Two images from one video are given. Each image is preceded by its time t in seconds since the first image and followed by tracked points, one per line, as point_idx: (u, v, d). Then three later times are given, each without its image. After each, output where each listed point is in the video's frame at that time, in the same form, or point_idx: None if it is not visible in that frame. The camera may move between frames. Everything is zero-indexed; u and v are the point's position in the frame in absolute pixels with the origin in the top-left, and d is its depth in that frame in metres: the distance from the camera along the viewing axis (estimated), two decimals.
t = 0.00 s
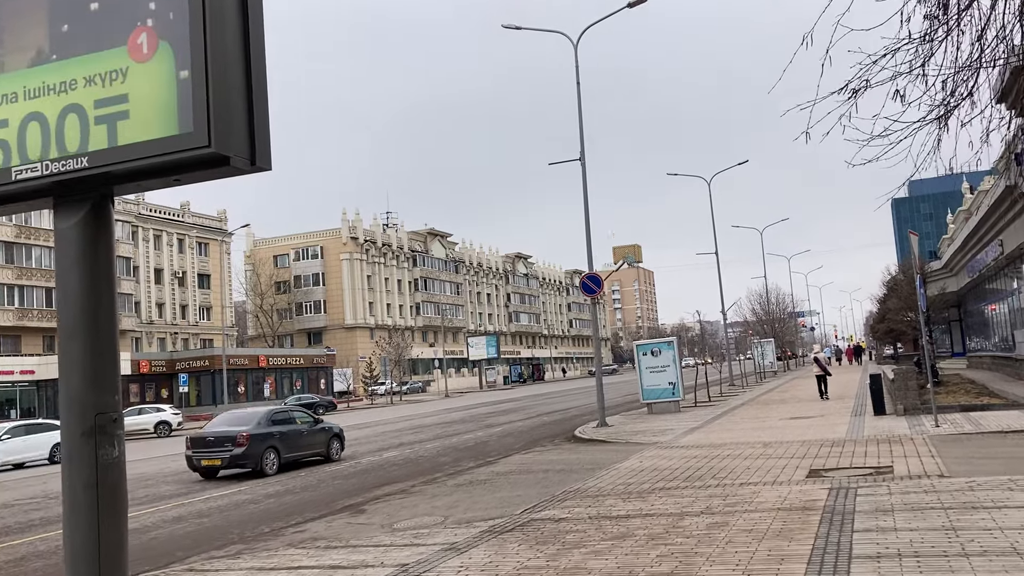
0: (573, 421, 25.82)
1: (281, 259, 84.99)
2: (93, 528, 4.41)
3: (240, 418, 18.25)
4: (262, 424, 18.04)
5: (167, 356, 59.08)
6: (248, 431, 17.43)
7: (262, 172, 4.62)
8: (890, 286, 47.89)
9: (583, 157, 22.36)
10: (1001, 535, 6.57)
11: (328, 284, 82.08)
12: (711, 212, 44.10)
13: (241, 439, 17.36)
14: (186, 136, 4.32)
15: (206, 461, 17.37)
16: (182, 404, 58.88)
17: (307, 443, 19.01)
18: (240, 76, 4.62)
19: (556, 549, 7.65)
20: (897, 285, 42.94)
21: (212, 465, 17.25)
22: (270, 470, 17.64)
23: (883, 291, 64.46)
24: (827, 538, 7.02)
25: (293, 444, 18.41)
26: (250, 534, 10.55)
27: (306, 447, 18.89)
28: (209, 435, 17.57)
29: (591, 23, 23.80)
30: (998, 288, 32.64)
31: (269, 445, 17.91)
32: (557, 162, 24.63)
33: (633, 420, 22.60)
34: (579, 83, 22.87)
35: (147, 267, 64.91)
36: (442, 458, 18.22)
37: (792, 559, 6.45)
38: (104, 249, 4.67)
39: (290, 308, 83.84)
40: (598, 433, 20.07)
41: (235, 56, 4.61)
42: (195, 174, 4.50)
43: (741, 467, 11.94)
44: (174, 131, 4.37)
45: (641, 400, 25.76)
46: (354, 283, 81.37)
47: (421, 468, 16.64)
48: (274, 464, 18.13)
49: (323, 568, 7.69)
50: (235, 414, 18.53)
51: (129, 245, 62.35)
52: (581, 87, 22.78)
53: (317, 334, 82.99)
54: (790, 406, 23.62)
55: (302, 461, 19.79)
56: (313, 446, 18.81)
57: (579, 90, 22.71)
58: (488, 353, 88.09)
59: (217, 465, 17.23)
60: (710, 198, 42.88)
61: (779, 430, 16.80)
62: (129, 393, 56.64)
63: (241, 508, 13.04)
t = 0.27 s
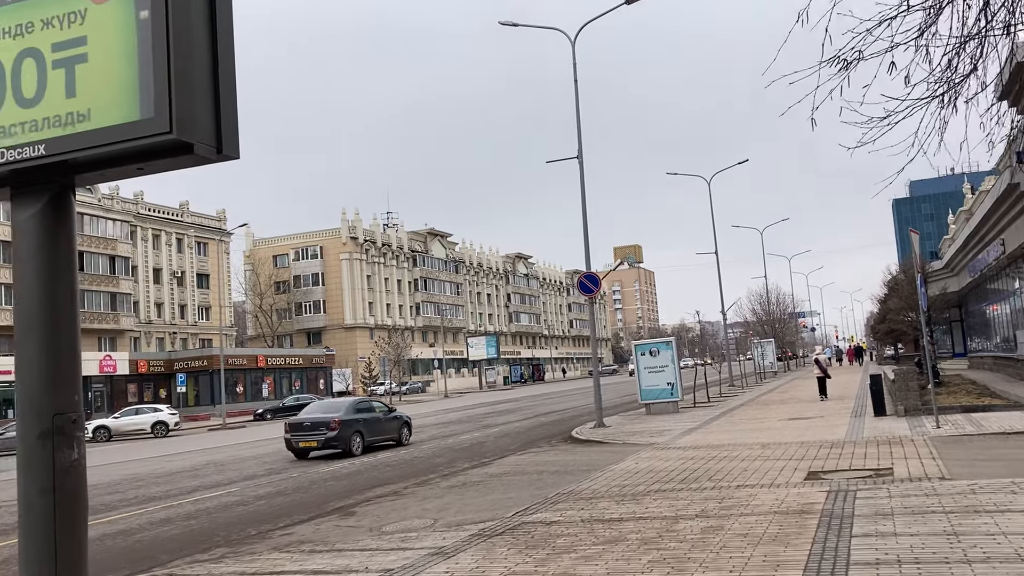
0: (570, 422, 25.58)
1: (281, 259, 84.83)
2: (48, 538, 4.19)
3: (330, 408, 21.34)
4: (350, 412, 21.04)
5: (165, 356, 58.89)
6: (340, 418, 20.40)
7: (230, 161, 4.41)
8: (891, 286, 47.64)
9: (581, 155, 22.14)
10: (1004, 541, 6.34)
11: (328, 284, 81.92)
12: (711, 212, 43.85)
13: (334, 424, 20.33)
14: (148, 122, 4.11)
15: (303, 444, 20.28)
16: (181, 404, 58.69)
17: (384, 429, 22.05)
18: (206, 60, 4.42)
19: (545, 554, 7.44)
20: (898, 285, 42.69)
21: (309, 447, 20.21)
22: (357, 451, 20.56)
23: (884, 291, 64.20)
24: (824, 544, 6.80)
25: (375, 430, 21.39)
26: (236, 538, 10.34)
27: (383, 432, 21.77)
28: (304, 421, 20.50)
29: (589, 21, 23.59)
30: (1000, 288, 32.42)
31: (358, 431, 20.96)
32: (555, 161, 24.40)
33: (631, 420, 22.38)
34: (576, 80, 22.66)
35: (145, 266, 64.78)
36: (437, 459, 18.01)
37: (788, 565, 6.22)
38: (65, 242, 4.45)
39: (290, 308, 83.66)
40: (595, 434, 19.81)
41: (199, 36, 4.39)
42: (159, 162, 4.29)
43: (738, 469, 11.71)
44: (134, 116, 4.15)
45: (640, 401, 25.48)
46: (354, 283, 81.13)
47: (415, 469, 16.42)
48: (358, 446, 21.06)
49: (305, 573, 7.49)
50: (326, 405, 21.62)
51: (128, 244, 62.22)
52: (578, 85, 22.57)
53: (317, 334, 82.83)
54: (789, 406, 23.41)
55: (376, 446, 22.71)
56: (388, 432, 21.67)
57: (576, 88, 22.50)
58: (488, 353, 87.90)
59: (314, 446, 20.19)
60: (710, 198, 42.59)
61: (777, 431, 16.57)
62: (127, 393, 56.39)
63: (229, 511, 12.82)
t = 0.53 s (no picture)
0: (568, 422, 25.36)
1: (280, 258, 84.60)
2: None
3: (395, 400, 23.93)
4: (415, 403, 23.67)
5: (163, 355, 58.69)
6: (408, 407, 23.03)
7: (192, 149, 4.19)
8: (892, 285, 47.40)
9: (578, 152, 21.93)
10: (1010, 550, 6.07)
11: (327, 283, 81.70)
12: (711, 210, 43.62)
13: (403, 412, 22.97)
14: (102, 108, 3.87)
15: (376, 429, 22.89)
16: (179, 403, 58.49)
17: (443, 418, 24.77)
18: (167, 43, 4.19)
19: (534, 561, 7.19)
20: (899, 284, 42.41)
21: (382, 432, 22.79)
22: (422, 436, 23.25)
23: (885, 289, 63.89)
24: (822, 552, 6.54)
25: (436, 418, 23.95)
26: (221, 542, 10.12)
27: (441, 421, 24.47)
28: (376, 409, 23.23)
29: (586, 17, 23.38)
30: (1002, 286, 32.14)
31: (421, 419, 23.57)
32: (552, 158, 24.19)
33: (630, 420, 22.15)
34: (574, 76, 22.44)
35: (144, 265, 64.60)
36: (431, 460, 17.78)
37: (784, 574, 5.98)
38: (18, 235, 4.21)
39: (289, 307, 83.42)
40: (592, 434, 19.57)
41: (160, 19, 4.17)
42: (116, 150, 4.06)
43: (736, 471, 11.46)
44: (88, 99, 3.92)
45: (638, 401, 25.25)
46: (353, 281, 80.88)
47: (409, 470, 16.19)
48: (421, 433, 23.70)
49: None
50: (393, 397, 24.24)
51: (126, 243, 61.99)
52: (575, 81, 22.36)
53: (316, 333, 82.61)
54: (789, 406, 23.17)
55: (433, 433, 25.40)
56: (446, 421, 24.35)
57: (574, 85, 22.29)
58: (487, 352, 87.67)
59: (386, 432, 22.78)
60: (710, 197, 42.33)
61: (776, 432, 16.33)
62: (124, 392, 56.20)
63: (217, 513, 12.61)
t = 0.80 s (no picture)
0: (565, 419, 25.17)
1: (278, 254, 84.29)
2: None
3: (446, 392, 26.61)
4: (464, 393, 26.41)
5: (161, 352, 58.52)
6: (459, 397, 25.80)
7: (151, 137, 3.95)
8: (892, 282, 47.18)
9: (575, 148, 21.71)
10: (1011, 555, 5.87)
11: (326, 280, 81.48)
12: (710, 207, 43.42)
13: (454, 401, 25.72)
14: (50, 92, 3.64)
15: (431, 416, 25.67)
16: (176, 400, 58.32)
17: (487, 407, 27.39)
18: (123, 24, 3.94)
19: (521, 566, 6.98)
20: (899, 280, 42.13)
21: (436, 419, 25.53)
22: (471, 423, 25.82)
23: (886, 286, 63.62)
24: (818, 556, 6.35)
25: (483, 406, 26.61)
26: (203, 544, 9.89)
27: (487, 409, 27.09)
28: (431, 399, 25.85)
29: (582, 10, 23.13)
30: (1002, 283, 31.94)
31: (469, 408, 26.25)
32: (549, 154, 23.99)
33: (626, 418, 21.95)
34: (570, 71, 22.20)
35: (141, 261, 64.35)
36: (425, 458, 17.56)
37: None
38: None
39: (288, 304, 83.15)
40: (588, 432, 19.36)
41: None
42: (68, 138, 3.82)
43: (732, 471, 11.24)
44: (33, 84, 3.68)
45: (636, 398, 25.06)
46: (351, 278, 80.64)
47: (401, 469, 15.97)
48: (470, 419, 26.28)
49: None
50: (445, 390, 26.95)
51: (123, 239, 61.72)
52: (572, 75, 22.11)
53: (315, 330, 82.37)
54: (787, 404, 23.00)
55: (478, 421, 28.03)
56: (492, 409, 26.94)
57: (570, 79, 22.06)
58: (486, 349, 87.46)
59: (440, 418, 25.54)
60: (710, 194, 42.06)
61: (773, 430, 16.11)
62: (122, 389, 55.97)
63: (204, 513, 12.39)
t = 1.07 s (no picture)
0: (560, 414, 24.97)
1: (276, 248, 84.00)
2: None
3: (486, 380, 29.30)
4: (503, 381, 29.08)
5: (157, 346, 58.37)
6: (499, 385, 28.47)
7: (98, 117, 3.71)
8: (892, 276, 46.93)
9: (570, 139, 21.44)
10: (1009, 556, 5.66)
11: (324, 274, 81.25)
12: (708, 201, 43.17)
13: (496, 389, 28.46)
14: None
15: (475, 403, 28.44)
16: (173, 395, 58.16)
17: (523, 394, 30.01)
18: None
19: (505, 566, 6.75)
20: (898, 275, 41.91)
21: (479, 406, 28.28)
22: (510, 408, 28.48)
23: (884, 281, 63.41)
24: (810, 556, 6.13)
25: (521, 393, 29.29)
26: (184, 542, 9.66)
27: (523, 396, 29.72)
28: (474, 387, 28.61)
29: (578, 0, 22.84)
30: (1002, 277, 31.73)
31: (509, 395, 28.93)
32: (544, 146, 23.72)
33: (622, 413, 21.74)
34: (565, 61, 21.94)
35: (138, 255, 64.08)
36: (417, 454, 17.35)
37: None
38: None
39: (286, 298, 82.92)
40: (583, 427, 19.13)
41: None
42: (7, 115, 3.55)
43: (726, 467, 11.02)
44: None
45: (632, 393, 24.88)
46: (349, 272, 80.50)
47: (393, 464, 15.76)
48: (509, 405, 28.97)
49: None
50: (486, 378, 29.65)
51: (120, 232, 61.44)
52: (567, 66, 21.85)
53: (313, 324, 82.17)
54: (784, 398, 22.81)
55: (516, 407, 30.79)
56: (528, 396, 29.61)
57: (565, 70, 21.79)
58: (484, 344, 87.33)
59: (482, 405, 28.27)
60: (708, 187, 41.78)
61: (770, 425, 15.89)
62: (118, 383, 55.77)
63: (189, 510, 12.16)
